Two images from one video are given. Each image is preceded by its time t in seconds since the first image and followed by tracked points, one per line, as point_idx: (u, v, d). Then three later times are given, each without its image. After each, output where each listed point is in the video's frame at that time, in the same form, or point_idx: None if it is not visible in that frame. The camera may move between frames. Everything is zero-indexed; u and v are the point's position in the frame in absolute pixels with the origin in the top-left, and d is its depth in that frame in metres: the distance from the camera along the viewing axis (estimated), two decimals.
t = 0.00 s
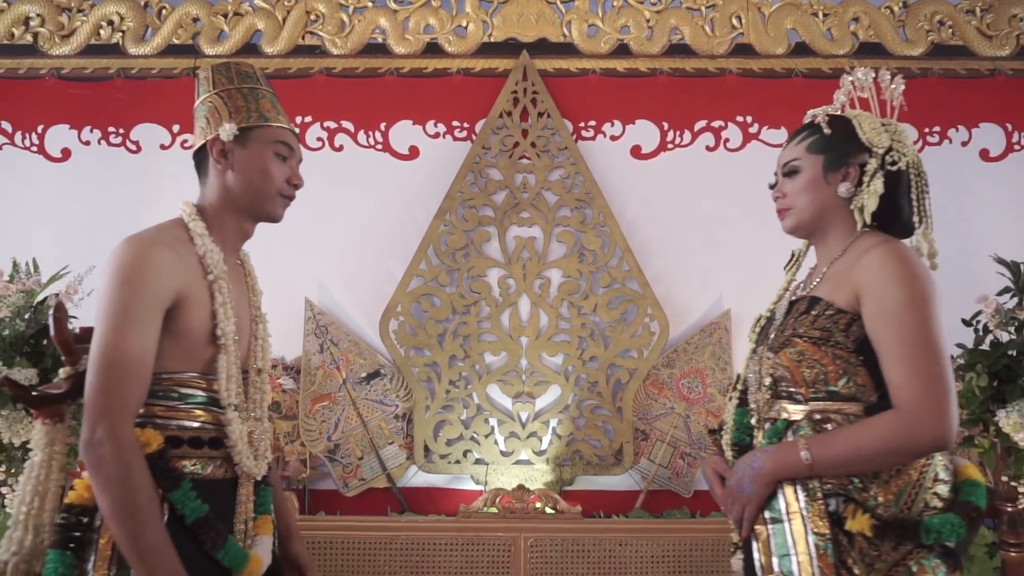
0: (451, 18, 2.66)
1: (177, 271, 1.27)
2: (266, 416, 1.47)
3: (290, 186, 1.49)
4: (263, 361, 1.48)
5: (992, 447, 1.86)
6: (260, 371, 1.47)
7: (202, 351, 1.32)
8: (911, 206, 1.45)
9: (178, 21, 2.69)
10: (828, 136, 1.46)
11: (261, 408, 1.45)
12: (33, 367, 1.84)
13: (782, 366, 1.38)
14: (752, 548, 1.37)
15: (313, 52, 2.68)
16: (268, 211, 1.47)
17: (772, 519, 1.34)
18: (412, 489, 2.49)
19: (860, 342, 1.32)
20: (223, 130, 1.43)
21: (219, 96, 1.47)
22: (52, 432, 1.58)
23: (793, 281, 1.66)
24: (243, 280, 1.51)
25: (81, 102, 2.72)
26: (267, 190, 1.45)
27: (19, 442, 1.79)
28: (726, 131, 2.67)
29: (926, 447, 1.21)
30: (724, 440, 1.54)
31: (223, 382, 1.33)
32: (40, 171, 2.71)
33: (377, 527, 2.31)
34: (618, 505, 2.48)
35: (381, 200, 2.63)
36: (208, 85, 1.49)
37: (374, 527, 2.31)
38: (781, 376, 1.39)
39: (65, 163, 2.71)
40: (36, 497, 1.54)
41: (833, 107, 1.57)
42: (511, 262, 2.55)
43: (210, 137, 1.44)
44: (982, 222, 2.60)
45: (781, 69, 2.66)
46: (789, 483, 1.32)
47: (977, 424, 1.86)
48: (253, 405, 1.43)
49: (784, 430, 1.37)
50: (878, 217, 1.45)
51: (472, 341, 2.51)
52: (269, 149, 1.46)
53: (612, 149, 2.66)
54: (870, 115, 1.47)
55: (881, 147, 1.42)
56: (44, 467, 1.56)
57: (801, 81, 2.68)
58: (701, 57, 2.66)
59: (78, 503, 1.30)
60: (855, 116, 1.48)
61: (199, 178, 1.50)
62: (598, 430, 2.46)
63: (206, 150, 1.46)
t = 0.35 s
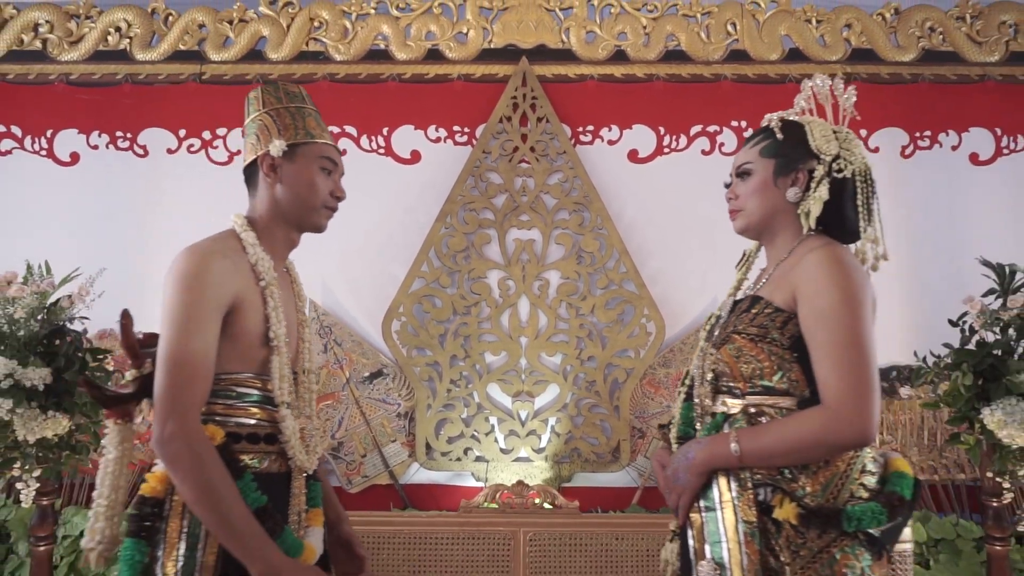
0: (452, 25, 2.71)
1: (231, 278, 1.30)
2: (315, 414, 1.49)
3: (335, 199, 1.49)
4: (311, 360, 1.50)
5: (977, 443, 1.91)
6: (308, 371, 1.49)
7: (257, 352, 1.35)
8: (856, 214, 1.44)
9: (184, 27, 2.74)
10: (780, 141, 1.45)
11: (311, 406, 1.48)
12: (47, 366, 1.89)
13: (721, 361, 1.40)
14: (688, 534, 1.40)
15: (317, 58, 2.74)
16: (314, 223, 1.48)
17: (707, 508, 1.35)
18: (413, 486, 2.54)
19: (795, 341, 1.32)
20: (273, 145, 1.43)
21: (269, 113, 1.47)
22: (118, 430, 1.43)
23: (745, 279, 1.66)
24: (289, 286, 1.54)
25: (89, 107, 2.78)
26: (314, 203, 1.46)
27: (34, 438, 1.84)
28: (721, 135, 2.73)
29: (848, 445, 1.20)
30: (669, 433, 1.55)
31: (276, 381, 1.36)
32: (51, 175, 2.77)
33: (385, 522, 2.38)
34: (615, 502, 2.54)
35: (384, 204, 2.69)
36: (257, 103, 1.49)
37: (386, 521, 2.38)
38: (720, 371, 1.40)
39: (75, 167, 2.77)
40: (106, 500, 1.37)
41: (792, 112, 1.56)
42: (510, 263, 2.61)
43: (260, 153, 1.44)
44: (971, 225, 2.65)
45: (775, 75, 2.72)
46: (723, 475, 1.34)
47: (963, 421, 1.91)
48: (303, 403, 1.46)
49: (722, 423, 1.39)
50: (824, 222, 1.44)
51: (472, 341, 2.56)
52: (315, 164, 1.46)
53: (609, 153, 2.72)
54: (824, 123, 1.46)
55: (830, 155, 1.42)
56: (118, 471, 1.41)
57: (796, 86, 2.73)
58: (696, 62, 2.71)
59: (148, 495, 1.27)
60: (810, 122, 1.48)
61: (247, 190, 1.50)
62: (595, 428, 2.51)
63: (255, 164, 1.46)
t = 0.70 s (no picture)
0: (452, 32, 2.78)
1: (289, 282, 1.40)
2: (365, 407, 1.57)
3: (378, 209, 1.59)
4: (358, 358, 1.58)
5: (961, 440, 1.96)
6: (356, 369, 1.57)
7: (313, 351, 1.45)
8: (804, 216, 1.49)
9: (190, 35, 2.80)
10: (731, 147, 1.51)
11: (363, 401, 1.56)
12: (60, 366, 1.94)
13: (670, 358, 1.46)
14: (631, 522, 1.43)
15: (320, 65, 2.80)
16: (359, 230, 1.57)
17: (650, 496, 1.40)
18: (415, 483, 2.60)
19: (739, 338, 1.39)
20: (323, 159, 1.53)
21: (317, 130, 1.58)
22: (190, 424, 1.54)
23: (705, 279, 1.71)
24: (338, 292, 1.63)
25: (96, 113, 2.83)
26: (360, 212, 1.56)
27: (48, 436, 1.90)
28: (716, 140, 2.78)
29: (782, 436, 1.27)
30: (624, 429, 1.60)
31: (331, 377, 1.45)
32: (59, 179, 2.82)
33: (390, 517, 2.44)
34: (611, 499, 2.59)
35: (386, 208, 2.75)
36: (307, 121, 1.60)
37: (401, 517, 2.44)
38: (670, 367, 1.45)
39: (83, 171, 2.83)
40: (188, 487, 1.51)
41: (749, 118, 1.61)
42: (509, 266, 2.67)
43: (310, 166, 1.55)
44: (960, 227, 2.71)
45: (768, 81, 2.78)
46: (667, 466, 1.39)
47: (948, 419, 1.97)
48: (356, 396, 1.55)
49: (670, 417, 1.44)
50: (774, 225, 1.50)
51: (473, 341, 2.62)
52: (361, 177, 1.56)
53: (606, 158, 2.78)
54: (772, 128, 1.52)
55: (777, 159, 1.47)
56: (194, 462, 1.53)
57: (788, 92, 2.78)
58: (691, 69, 2.78)
59: (221, 481, 1.39)
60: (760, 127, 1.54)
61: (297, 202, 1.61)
62: (592, 426, 2.57)
63: (305, 177, 1.57)
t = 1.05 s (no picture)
0: (451, 40, 2.85)
1: (331, 290, 1.49)
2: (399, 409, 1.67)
3: (411, 222, 1.67)
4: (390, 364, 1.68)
5: (944, 439, 2.03)
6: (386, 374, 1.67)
7: (353, 354, 1.54)
8: (764, 220, 1.56)
9: (196, 42, 2.87)
10: (693, 156, 1.58)
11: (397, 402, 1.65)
12: (72, 366, 2.00)
13: (633, 358, 1.52)
14: (595, 513, 1.50)
15: (323, 72, 2.87)
16: (394, 242, 1.65)
17: (613, 488, 1.47)
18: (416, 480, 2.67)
19: (698, 339, 1.47)
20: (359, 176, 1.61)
21: (354, 149, 1.66)
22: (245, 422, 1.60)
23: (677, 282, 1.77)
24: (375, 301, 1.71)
25: (103, 118, 2.89)
26: (394, 224, 1.64)
27: (60, 434, 1.96)
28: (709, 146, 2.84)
29: (728, 431, 1.36)
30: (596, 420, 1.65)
31: (370, 379, 1.54)
32: (66, 183, 2.87)
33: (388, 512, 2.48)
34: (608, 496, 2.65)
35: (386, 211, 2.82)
36: (344, 141, 1.68)
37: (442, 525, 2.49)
38: (636, 366, 1.51)
39: (89, 176, 2.87)
40: (245, 481, 1.59)
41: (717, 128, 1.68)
42: (508, 268, 2.73)
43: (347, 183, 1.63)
44: (947, 231, 2.78)
45: (760, 87, 2.84)
46: (628, 453, 1.46)
47: (931, 418, 2.03)
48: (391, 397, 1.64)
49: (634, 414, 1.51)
50: (736, 229, 1.57)
51: (472, 342, 2.69)
52: (395, 191, 1.64)
53: (602, 163, 2.84)
54: (733, 136, 1.58)
55: (735, 166, 1.54)
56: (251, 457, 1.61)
57: (780, 98, 2.84)
58: (685, 76, 2.84)
59: (271, 473, 1.45)
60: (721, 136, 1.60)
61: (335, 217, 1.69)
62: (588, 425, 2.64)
63: (342, 193, 1.65)
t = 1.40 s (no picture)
0: (451, 47, 2.91)
1: (359, 299, 1.55)
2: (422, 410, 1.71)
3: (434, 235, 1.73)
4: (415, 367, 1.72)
5: (929, 438, 2.09)
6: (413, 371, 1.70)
7: (379, 358, 1.60)
8: (731, 230, 1.62)
9: (200, 49, 2.94)
10: (665, 168, 1.65)
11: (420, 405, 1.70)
12: (83, 367, 2.06)
13: (606, 361, 1.59)
14: (570, 511, 1.57)
15: (325, 78, 2.93)
16: (419, 254, 1.72)
17: (586, 486, 1.54)
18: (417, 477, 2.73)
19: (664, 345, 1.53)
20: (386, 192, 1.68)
21: (380, 166, 1.72)
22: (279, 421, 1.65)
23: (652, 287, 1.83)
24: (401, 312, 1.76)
25: (110, 124, 2.95)
26: (420, 237, 1.70)
27: (72, 433, 2.02)
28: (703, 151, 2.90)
29: (683, 432, 1.43)
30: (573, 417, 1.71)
31: (394, 382, 1.60)
32: (73, 188, 2.93)
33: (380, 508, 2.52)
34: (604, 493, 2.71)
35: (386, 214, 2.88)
36: (371, 159, 1.75)
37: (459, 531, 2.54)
38: (607, 369, 1.58)
39: (97, 180, 2.93)
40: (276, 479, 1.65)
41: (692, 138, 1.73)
42: (506, 271, 2.79)
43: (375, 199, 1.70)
44: (937, 235, 2.84)
45: (754, 94, 2.90)
46: (597, 447, 1.54)
47: (916, 418, 2.09)
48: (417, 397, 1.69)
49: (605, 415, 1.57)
50: (705, 239, 1.63)
51: (471, 343, 2.75)
52: (420, 206, 1.70)
53: (599, 168, 2.90)
54: (705, 148, 1.64)
55: (704, 178, 1.60)
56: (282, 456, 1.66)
57: (773, 104, 2.90)
58: (681, 82, 2.90)
59: (307, 468, 1.52)
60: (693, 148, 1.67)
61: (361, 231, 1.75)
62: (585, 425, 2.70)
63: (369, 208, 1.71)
